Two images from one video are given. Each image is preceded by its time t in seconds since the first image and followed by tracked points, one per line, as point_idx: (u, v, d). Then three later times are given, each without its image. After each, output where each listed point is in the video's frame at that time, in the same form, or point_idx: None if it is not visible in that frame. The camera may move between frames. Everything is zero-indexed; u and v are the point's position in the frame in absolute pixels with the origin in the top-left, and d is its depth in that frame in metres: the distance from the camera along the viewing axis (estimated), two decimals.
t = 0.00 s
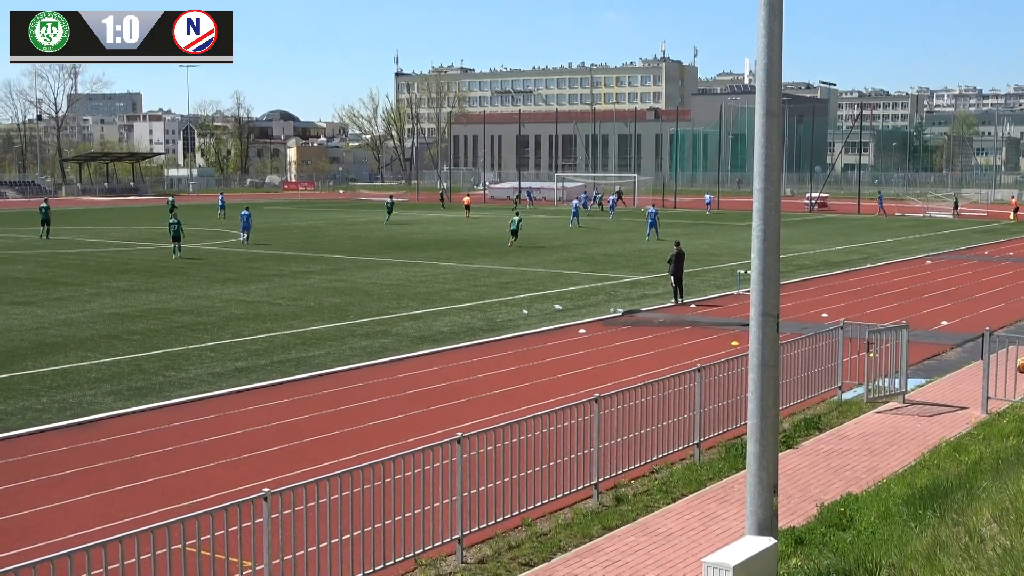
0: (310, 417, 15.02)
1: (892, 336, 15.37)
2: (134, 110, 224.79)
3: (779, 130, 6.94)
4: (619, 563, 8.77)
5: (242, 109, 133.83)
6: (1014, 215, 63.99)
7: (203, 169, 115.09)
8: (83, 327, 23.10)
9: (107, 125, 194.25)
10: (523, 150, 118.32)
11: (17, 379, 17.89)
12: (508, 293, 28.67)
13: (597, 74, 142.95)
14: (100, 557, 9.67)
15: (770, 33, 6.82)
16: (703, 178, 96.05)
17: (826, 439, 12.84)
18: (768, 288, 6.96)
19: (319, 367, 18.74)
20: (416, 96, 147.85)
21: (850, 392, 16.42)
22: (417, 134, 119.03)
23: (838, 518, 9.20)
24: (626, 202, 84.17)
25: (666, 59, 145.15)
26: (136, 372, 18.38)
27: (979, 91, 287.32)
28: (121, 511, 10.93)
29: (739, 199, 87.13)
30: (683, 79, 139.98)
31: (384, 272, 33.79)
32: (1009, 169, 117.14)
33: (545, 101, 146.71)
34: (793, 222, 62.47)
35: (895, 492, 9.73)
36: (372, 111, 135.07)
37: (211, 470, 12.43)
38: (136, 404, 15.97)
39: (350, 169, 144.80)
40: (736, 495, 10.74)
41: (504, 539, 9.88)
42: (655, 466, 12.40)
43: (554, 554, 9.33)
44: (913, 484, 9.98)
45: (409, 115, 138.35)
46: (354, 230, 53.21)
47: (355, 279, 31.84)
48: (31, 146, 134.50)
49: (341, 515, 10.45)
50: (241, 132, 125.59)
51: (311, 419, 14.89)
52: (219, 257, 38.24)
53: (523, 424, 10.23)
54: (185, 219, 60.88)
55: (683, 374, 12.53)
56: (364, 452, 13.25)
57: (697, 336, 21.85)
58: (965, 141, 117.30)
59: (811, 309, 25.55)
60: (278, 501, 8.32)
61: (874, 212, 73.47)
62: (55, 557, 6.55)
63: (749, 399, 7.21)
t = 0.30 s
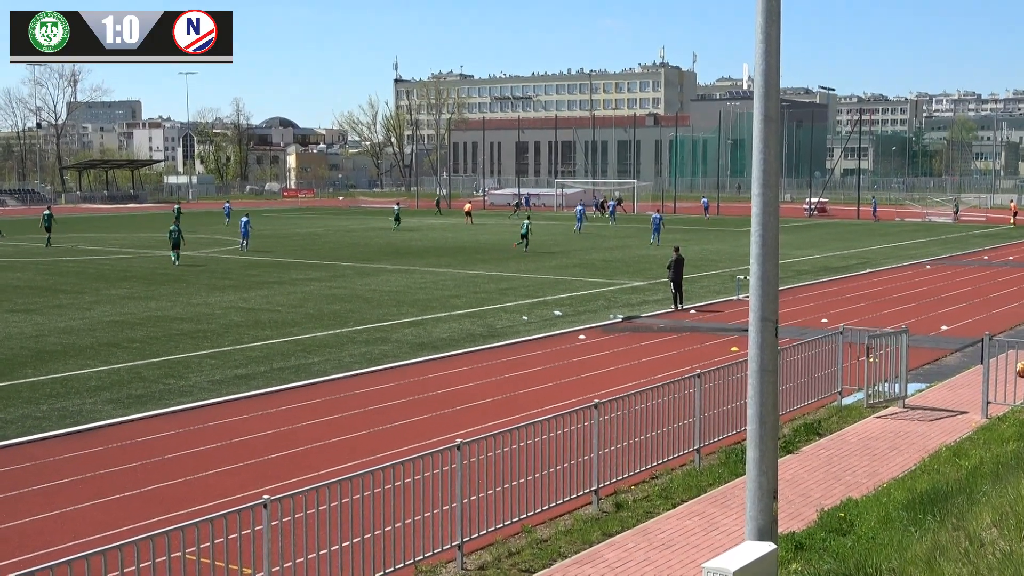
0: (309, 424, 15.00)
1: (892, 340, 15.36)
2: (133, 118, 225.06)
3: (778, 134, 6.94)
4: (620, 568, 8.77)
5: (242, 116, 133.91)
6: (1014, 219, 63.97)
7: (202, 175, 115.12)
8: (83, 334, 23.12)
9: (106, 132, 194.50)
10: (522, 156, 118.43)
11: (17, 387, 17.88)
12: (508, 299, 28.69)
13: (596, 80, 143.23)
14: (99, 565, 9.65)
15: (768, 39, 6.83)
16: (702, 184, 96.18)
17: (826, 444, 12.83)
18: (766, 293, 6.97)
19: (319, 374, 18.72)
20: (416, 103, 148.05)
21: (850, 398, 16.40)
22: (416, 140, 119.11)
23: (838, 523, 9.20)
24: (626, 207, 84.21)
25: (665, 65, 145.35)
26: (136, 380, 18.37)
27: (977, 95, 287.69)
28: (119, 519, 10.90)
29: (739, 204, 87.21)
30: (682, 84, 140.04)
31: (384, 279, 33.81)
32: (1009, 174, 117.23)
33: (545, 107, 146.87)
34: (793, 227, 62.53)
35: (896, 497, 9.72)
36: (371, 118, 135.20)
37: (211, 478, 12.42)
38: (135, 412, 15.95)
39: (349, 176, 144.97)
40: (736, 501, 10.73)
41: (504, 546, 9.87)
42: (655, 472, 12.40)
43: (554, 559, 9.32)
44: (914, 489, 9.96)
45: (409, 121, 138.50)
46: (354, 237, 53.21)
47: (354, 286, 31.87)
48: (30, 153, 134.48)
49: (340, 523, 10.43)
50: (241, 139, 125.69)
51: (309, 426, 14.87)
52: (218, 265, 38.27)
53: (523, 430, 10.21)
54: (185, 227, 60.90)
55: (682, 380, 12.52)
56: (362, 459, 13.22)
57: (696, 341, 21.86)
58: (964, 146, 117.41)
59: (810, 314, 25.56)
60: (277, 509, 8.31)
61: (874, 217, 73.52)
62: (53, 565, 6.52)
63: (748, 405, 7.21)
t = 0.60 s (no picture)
0: (309, 434, 14.98)
1: (892, 346, 15.36)
2: (132, 131, 225.17)
3: (775, 141, 6.95)
4: None
5: (241, 128, 134.05)
6: (1013, 225, 64.06)
7: (202, 187, 115.22)
8: (83, 347, 23.10)
9: (106, 145, 194.77)
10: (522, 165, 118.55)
11: (17, 400, 17.83)
12: (508, 309, 28.70)
13: (594, 89, 143.58)
14: None
15: (765, 47, 6.84)
16: (701, 192, 96.29)
17: (826, 451, 12.83)
18: (765, 301, 7.00)
19: (319, 384, 18.73)
20: (415, 113, 148.27)
21: (851, 404, 16.39)
22: (416, 151, 119.25)
23: (839, 529, 9.18)
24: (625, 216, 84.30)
25: (663, 74, 145.54)
26: (137, 392, 18.35)
27: (976, 101, 288.19)
28: (120, 531, 10.88)
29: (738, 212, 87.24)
30: (681, 93, 140.15)
31: (384, 289, 33.85)
32: (1008, 180, 117.29)
33: (544, 117, 147.08)
34: (792, 234, 62.51)
35: (896, 503, 9.71)
36: (371, 129, 135.38)
37: (211, 489, 12.41)
38: (136, 423, 15.93)
39: (349, 187, 145.16)
40: (737, 508, 10.72)
41: (505, 555, 9.86)
42: (656, 480, 12.39)
43: (556, 568, 9.31)
44: (914, 494, 9.96)
45: (408, 132, 138.62)
46: (354, 247, 53.18)
47: (355, 296, 31.90)
48: (30, 166, 134.63)
49: (339, 532, 10.42)
50: (240, 151, 125.82)
51: (310, 436, 14.85)
52: (219, 276, 38.28)
53: (524, 438, 10.18)
54: (185, 238, 60.91)
55: (683, 388, 12.50)
56: (362, 469, 13.21)
57: (697, 349, 21.85)
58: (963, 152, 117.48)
59: (810, 322, 25.56)
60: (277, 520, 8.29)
61: (874, 224, 73.56)
62: None
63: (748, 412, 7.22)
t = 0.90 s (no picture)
0: (309, 437, 14.97)
1: (892, 348, 15.35)
2: (131, 134, 225.36)
3: (774, 142, 6.96)
4: None
5: (241, 131, 134.15)
6: (1013, 226, 64.10)
7: (201, 190, 115.22)
8: (83, 350, 23.11)
9: (106, 149, 194.81)
10: (521, 168, 118.59)
11: (18, 403, 17.86)
12: (508, 311, 28.69)
13: (594, 91, 143.66)
14: None
15: (764, 48, 6.85)
16: (701, 195, 96.35)
17: (827, 451, 12.83)
18: (764, 301, 6.99)
19: (319, 387, 18.72)
20: (414, 116, 148.32)
21: (851, 405, 16.40)
22: (416, 154, 119.28)
23: (840, 530, 9.18)
24: (625, 218, 84.31)
25: (663, 75, 145.55)
26: (137, 395, 18.35)
27: (975, 102, 288.32)
28: (121, 534, 10.89)
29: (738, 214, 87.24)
30: (680, 94, 140.10)
31: (384, 291, 33.89)
32: (1008, 180, 117.29)
33: (543, 119, 147.07)
34: (792, 236, 62.52)
35: (896, 504, 9.71)
36: (370, 131, 135.44)
37: (211, 492, 12.41)
38: (136, 427, 15.92)
39: (348, 190, 145.26)
40: (737, 509, 10.72)
41: (505, 557, 9.86)
42: (656, 482, 12.39)
43: (556, 570, 9.32)
44: (915, 495, 9.96)
45: (408, 134, 138.66)
46: (353, 250, 53.19)
47: (355, 299, 31.92)
48: (30, 170, 134.70)
49: (339, 535, 10.42)
50: (240, 154, 125.89)
51: (310, 439, 14.83)
52: (218, 279, 38.31)
53: (524, 440, 10.18)
54: (184, 241, 60.94)
55: (683, 389, 12.50)
56: (362, 471, 13.21)
57: (697, 351, 21.85)
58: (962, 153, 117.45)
59: (810, 323, 25.57)
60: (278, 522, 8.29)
61: (873, 225, 73.61)
62: None
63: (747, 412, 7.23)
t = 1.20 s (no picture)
0: (310, 440, 14.95)
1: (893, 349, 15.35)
2: (132, 138, 225.62)
3: (774, 144, 6.97)
4: None
5: (242, 134, 134.27)
6: (1014, 227, 64.11)
7: (202, 194, 115.33)
8: (84, 354, 23.12)
9: (107, 153, 194.99)
10: (522, 170, 118.67)
11: (19, 407, 17.86)
12: (509, 313, 28.70)
13: (594, 93, 143.71)
14: None
15: (764, 50, 6.85)
16: (702, 197, 96.35)
17: (828, 453, 12.83)
18: (765, 302, 6.99)
19: (321, 390, 18.72)
20: (415, 119, 148.43)
21: (853, 406, 16.40)
22: (417, 156, 119.32)
23: (841, 532, 9.17)
24: (626, 220, 84.32)
25: (663, 78, 145.62)
26: (138, 398, 18.35)
27: (976, 103, 288.36)
28: (124, 537, 10.89)
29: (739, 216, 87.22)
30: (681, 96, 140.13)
31: (385, 294, 33.88)
32: (1009, 181, 117.21)
33: (544, 121, 147.09)
34: (793, 238, 62.52)
35: (898, 505, 9.70)
36: (371, 134, 135.55)
37: (213, 494, 12.41)
38: (138, 430, 15.92)
39: (349, 192, 145.33)
40: (739, 511, 10.72)
41: (507, 559, 9.85)
42: (658, 483, 12.38)
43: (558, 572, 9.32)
44: (916, 496, 9.96)
45: (409, 137, 138.75)
46: (354, 253, 53.23)
47: (356, 302, 31.93)
48: (32, 173, 134.77)
49: (342, 538, 10.42)
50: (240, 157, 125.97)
51: (311, 442, 14.84)
52: (219, 282, 38.33)
53: (526, 442, 10.17)
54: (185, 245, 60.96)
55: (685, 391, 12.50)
56: (365, 473, 13.22)
57: (698, 353, 21.84)
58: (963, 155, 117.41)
59: (811, 325, 25.57)
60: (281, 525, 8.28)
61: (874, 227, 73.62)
62: None
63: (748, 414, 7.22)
